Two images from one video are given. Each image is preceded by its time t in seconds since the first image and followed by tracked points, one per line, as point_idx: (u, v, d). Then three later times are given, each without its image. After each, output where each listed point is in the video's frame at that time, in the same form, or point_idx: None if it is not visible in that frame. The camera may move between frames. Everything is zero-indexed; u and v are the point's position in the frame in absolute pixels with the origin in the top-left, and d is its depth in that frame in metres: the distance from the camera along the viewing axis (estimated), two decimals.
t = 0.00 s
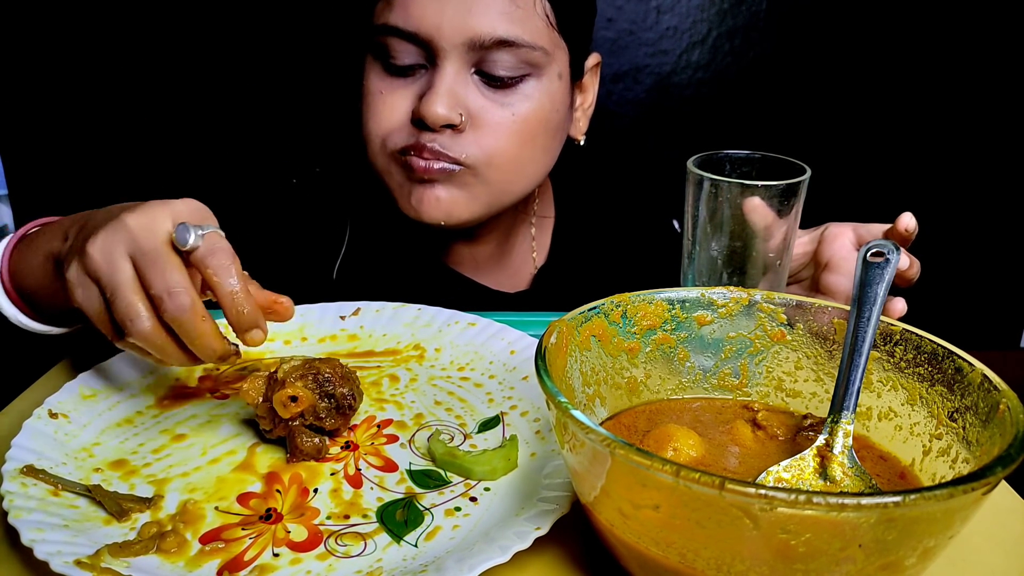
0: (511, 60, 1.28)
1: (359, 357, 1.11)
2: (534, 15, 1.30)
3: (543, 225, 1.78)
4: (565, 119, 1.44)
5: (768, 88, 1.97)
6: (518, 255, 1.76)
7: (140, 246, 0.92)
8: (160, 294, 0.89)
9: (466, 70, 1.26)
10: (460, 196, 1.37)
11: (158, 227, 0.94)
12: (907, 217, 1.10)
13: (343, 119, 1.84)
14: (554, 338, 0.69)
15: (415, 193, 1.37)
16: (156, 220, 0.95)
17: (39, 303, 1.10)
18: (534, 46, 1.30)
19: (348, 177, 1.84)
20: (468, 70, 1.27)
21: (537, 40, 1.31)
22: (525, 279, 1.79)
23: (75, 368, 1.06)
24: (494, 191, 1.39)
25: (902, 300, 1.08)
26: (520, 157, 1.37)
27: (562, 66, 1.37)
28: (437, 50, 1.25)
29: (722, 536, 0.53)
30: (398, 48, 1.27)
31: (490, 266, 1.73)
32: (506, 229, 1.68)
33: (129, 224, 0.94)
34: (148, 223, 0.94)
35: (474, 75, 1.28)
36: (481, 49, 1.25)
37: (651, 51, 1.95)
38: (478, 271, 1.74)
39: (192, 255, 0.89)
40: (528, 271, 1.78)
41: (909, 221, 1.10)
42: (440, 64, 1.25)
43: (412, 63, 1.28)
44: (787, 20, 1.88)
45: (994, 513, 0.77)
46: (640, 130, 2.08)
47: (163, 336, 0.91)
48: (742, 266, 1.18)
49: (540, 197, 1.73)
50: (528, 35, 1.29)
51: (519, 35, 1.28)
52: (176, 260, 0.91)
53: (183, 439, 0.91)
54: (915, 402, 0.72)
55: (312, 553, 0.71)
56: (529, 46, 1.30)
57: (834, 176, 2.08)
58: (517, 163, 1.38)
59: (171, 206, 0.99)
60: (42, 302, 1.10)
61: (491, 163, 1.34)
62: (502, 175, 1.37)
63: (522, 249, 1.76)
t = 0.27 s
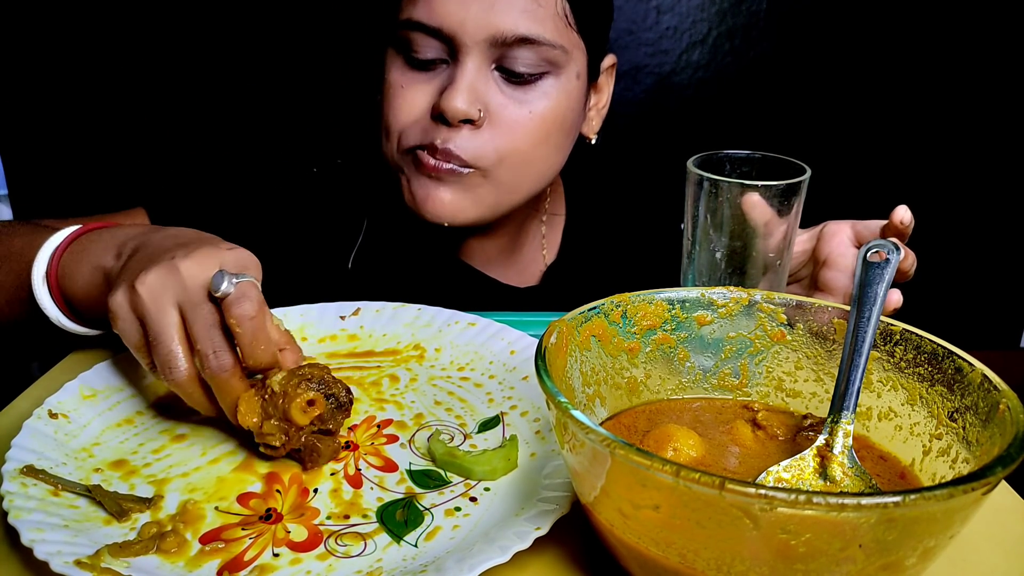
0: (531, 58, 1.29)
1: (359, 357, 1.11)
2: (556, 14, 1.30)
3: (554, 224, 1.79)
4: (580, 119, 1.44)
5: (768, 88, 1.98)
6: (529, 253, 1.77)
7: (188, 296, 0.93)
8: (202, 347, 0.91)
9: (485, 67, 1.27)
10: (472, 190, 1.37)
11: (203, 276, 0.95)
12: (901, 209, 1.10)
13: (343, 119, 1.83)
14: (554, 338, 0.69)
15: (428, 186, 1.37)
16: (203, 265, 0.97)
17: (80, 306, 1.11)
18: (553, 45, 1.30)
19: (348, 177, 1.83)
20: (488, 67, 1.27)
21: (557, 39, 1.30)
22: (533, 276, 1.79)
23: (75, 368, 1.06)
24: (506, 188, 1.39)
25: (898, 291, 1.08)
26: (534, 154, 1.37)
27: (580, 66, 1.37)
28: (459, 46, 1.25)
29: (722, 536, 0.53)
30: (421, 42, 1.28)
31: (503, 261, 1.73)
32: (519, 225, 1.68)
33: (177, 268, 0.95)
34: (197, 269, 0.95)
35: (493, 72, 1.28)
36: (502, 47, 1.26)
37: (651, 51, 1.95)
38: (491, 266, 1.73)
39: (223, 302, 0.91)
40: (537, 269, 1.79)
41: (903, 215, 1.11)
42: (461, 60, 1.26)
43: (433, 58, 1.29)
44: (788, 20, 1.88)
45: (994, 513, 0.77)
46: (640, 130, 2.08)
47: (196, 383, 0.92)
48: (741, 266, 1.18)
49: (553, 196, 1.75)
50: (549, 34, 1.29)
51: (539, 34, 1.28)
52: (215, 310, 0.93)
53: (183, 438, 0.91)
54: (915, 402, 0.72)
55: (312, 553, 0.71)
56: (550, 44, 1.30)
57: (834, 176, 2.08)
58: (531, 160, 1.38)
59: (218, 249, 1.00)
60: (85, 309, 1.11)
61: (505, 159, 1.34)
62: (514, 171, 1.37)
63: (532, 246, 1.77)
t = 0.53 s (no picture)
0: (539, 56, 1.29)
1: (359, 357, 1.11)
2: (563, 13, 1.29)
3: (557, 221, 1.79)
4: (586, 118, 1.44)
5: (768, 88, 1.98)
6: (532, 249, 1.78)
7: (150, 334, 0.86)
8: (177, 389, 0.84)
9: (493, 65, 1.27)
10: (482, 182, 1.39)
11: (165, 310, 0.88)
12: (901, 209, 1.10)
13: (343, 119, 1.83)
14: (554, 338, 0.69)
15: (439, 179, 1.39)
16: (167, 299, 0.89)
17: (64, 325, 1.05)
18: (561, 44, 1.30)
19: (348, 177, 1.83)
20: (496, 65, 1.27)
21: (565, 38, 1.31)
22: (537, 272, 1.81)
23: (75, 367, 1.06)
24: (518, 181, 1.41)
25: (898, 291, 1.08)
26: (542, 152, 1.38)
27: (586, 65, 1.37)
28: (468, 43, 1.26)
29: (722, 535, 0.53)
30: (429, 39, 1.28)
31: (505, 258, 1.76)
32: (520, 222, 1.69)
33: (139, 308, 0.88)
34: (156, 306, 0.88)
35: (501, 70, 1.28)
36: (510, 45, 1.26)
37: (652, 51, 1.94)
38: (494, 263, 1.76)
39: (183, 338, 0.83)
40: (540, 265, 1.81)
41: (903, 215, 1.11)
42: (470, 57, 1.26)
43: (441, 55, 1.29)
44: (787, 20, 1.88)
45: (994, 513, 0.77)
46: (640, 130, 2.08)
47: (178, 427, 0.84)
48: (741, 266, 1.18)
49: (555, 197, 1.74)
50: (557, 33, 1.29)
51: (547, 33, 1.28)
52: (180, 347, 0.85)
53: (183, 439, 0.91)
54: (915, 402, 0.72)
55: (312, 553, 0.71)
56: (557, 44, 1.30)
57: (834, 176, 2.08)
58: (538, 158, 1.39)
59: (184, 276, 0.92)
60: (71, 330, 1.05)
61: (517, 153, 1.36)
62: (525, 166, 1.39)
63: (535, 243, 1.78)
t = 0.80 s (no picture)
0: (537, 59, 1.29)
1: (359, 357, 1.11)
2: (559, 15, 1.29)
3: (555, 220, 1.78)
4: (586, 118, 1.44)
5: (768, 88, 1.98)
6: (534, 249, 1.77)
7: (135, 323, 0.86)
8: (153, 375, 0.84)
9: (492, 67, 1.27)
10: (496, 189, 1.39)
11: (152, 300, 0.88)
12: (901, 210, 1.10)
13: (342, 119, 1.83)
14: (554, 338, 0.69)
15: (452, 190, 1.39)
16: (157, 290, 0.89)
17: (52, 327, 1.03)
18: (559, 46, 1.30)
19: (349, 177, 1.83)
20: (495, 68, 1.27)
21: (562, 39, 1.31)
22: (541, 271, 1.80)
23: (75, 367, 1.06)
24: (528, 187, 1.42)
25: (899, 292, 1.08)
26: (548, 153, 1.38)
27: (584, 66, 1.37)
28: (465, 47, 1.25)
29: (722, 536, 0.53)
30: (426, 43, 1.28)
31: (506, 262, 1.74)
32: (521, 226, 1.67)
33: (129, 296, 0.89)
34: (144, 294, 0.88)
35: (500, 73, 1.28)
36: (509, 48, 1.26)
37: (651, 51, 1.94)
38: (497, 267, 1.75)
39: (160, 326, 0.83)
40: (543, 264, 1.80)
41: (904, 216, 1.11)
42: (468, 61, 1.26)
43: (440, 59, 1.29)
44: (788, 20, 1.87)
45: (994, 513, 0.77)
46: (640, 130, 2.08)
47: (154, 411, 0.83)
48: (742, 266, 1.18)
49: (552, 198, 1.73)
50: (554, 35, 1.29)
51: (545, 35, 1.28)
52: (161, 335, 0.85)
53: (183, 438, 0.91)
54: (915, 402, 0.72)
55: (312, 553, 0.71)
56: (555, 45, 1.30)
57: (834, 176, 2.08)
58: (546, 159, 1.39)
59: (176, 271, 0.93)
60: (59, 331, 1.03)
61: (524, 159, 1.36)
62: (535, 168, 1.39)
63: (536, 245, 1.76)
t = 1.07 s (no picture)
0: (540, 60, 1.29)
1: (359, 357, 1.11)
2: (564, 17, 1.30)
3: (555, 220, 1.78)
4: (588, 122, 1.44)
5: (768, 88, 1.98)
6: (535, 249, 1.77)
7: (74, 371, 0.80)
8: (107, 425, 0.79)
9: (494, 68, 1.27)
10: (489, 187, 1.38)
11: (82, 341, 0.81)
12: (902, 210, 1.10)
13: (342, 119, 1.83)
14: (554, 338, 0.69)
15: (443, 181, 1.38)
16: (87, 327, 0.82)
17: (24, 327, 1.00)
18: (563, 48, 1.30)
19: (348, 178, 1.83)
20: (497, 69, 1.27)
21: (567, 41, 1.31)
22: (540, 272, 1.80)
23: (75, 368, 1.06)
24: (521, 184, 1.40)
25: (899, 292, 1.08)
26: (546, 155, 1.38)
27: (588, 69, 1.37)
28: (469, 48, 1.26)
29: (722, 536, 0.53)
30: (429, 43, 1.28)
31: (506, 262, 1.74)
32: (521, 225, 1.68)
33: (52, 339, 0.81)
34: (73, 337, 0.81)
35: (502, 74, 1.28)
36: (512, 49, 1.26)
37: (651, 51, 1.94)
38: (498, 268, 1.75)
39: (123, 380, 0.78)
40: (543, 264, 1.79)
41: (904, 216, 1.11)
42: (472, 63, 1.26)
43: (442, 59, 1.29)
44: (788, 20, 1.87)
45: (994, 513, 0.77)
46: (640, 130, 2.08)
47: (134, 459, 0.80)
48: (741, 266, 1.18)
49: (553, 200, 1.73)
50: (558, 36, 1.29)
51: (548, 37, 1.28)
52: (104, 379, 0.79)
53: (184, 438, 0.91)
54: (915, 402, 0.72)
55: (312, 553, 0.71)
56: (559, 47, 1.30)
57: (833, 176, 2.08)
58: (543, 161, 1.39)
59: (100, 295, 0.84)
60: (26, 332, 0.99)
61: (518, 156, 1.35)
62: (531, 169, 1.38)
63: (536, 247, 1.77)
